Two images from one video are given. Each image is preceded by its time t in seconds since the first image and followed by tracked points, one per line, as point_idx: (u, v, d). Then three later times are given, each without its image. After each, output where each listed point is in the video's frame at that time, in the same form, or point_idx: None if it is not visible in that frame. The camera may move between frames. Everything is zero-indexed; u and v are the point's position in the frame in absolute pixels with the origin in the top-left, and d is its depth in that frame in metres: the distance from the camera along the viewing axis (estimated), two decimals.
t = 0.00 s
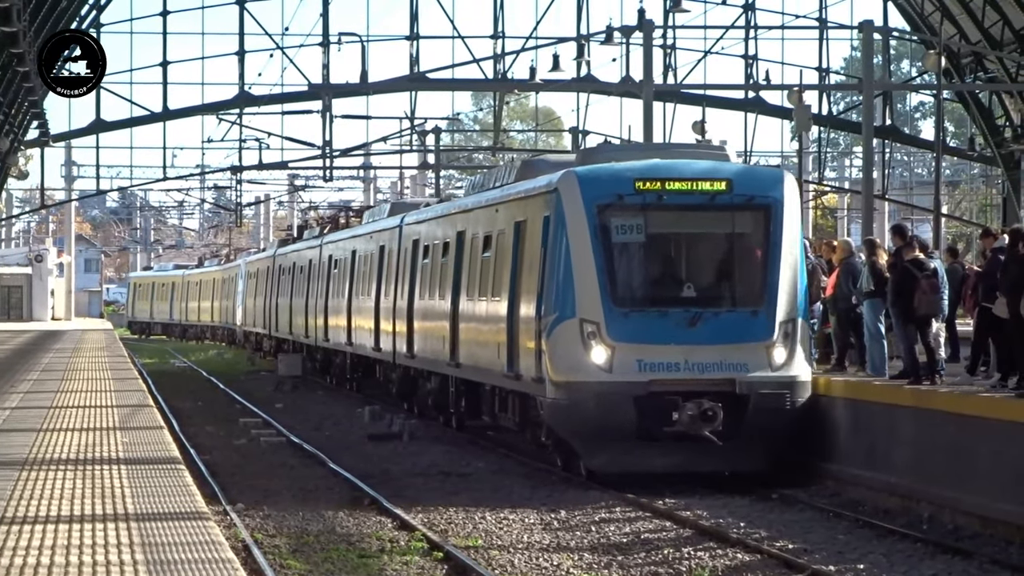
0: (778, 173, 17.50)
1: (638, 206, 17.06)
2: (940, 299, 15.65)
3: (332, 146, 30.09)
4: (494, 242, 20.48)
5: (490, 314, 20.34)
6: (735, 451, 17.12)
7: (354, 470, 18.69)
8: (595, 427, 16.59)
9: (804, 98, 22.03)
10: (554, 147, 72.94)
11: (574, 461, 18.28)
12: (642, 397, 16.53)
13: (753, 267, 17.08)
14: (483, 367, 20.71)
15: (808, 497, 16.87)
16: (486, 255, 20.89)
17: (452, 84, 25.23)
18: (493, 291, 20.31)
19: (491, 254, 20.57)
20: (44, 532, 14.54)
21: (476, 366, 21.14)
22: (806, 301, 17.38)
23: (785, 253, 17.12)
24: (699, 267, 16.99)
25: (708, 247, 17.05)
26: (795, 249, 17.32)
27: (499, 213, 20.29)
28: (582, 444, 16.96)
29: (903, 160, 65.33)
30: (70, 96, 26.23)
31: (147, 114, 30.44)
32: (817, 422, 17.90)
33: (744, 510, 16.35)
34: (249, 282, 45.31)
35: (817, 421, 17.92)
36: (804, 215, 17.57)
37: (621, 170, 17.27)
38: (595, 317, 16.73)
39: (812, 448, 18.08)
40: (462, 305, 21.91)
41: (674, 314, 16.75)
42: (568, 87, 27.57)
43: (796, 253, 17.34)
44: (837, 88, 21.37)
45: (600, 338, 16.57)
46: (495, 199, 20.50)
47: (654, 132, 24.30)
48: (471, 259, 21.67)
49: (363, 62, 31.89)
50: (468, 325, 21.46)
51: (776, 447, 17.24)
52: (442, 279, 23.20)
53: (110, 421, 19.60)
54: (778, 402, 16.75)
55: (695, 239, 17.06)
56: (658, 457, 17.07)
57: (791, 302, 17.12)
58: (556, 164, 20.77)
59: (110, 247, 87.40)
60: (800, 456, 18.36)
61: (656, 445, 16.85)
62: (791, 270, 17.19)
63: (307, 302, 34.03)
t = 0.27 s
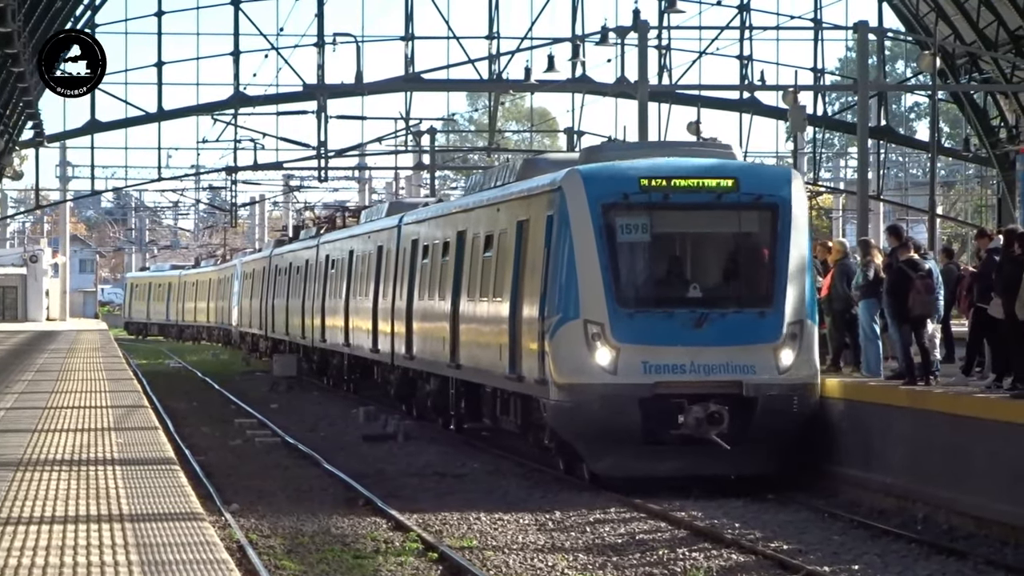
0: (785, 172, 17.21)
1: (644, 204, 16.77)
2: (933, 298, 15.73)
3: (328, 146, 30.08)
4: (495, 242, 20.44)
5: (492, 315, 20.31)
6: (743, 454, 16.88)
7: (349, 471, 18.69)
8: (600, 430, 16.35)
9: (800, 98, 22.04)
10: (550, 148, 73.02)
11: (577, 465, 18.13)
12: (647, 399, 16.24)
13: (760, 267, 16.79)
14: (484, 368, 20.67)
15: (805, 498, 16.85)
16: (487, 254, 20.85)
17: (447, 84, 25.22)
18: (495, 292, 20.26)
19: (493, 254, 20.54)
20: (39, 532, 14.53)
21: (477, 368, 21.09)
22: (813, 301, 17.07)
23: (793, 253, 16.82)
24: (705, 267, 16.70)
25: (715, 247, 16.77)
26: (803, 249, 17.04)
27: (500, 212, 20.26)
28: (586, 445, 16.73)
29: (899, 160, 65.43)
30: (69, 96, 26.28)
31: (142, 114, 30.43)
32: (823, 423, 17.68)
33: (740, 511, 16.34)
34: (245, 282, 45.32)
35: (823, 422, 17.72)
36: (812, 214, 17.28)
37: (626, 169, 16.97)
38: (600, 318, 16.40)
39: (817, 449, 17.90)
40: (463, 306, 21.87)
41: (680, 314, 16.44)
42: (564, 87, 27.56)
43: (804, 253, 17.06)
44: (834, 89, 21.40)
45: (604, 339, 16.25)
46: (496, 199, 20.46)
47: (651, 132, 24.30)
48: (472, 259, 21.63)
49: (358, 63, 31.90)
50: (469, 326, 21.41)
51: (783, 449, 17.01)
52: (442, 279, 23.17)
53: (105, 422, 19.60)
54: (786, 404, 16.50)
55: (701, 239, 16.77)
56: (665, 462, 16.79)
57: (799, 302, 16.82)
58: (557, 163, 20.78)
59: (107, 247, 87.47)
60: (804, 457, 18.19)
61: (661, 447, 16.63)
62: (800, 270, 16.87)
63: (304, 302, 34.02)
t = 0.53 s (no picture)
0: (786, 173, 17.19)
1: (643, 205, 16.74)
2: (922, 301, 15.72)
3: (317, 149, 30.06)
4: (491, 244, 20.43)
5: (487, 318, 20.32)
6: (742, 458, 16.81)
7: (339, 473, 18.68)
8: (599, 433, 16.29)
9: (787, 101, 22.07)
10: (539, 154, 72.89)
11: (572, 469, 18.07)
12: (647, 403, 16.17)
13: (762, 268, 16.75)
14: (479, 371, 20.66)
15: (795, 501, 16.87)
16: (482, 256, 20.84)
17: (436, 88, 25.22)
18: (490, 294, 20.25)
19: (488, 255, 20.54)
20: (27, 535, 14.52)
21: (472, 370, 21.07)
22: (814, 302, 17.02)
23: (794, 255, 16.79)
24: (706, 269, 16.65)
25: (716, 248, 16.73)
26: (805, 250, 17.01)
27: (496, 213, 20.25)
28: (585, 449, 16.68)
29: (885, 163, 65.31)
30: (69, 97, 26.35)
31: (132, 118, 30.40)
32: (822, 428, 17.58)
33: (730, 513, 16.35)
34: (236, 285, 45.27)
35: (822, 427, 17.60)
36: (813, 215, 17.25)
37: (625, 169, 16.95)
38: (598, 321, 16.36)
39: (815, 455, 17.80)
40: (457, 308, 21.86)
41: (680, 317, 16.38)
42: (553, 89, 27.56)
43: (806, 255, 17.01)
44: (824, 90, 21.43)
45: (603, 342, 16.20)
46: (492, 200, 20.45)
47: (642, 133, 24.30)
48: (466, 261, 21.63)
49: (348, 67, 31.89)
50: (464, 328, 21.39)
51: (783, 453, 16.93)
52: (436, 281, 23.14)
53: (95, 424, 19.61)
54: (787, 408, 16.41)
55: (700, 239, 16.73)
56: (664, 467, 16.69)
57: (800, 304, 16.77)
58: (552, 163, 20.78)
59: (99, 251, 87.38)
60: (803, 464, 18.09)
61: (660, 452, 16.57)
62: (800, 271, 16.84)
63: (296, 304, 33.99)
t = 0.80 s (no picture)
0: (758, 186, 18.82)
1: (627, 216, 18.36)
2: (869, 303, 17.57)
3: (323, 165, 31.87)
4: (486, 252, 22.21)
5: (482, 320, 22.12)
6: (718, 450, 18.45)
7: (346, 461, 20.47)
8: (588, 427, 17.89)
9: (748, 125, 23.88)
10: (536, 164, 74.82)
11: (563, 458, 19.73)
12: (630, 398, 17.83)
13: (736, 274, 18.40)
14: (475, 369, 22.42)
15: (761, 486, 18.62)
16: (478, 263, 22.61)
17: (432, 110, 27.04)
18: (486, 298, 22.02)
19: (484, 262, 22.31)
20: (66, 514, 16.32)
21: (469, 368, 22.84)
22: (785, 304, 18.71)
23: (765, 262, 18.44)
24: (684, 274, 18.32)
25: (694, 256, 18.38)
26: (775, 257, 18.67)
27: (491, 224, 22.02)
28: (575, 443, 18.26)
29: (854, 177, 67.20)
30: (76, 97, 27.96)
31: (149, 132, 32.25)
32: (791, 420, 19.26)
33: (699, 496, 18.12)
34: (250, 288, 47.11)
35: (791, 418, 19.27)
36: (783, 225, 18.89)
37: (610, 183, 18.56)
38: (586, 322, 18.02)
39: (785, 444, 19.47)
40: (455, 310, 23.63)
41: (660, 319, 18.05)
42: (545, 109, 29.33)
43: (776, 262, 18.65)
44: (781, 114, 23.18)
45: (590, 342, 17.88)
46: (487, 211, 22.23)
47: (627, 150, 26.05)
48: (464, 267, 23.41)
49: (350, 86, 33.70)
50: (461, 329, 23.18)
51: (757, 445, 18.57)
52: (435, 286, 24.93)
53: (123, 415, 21.44)
54: (758, 403, 18.07)
55: (680, 247, 18.38)
56: (648, 457, 18.33)
57: (771, 307, 18.45)
58: (543, 178, 22.58)
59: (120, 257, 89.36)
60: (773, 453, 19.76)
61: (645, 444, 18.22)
62: (772, 277, 18.50)
63: (306, 306, 35.76)
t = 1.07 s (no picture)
0: (732, 200, 20.76)
1: (614, 226, 20.31)
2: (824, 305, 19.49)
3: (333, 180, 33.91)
4: (484, 259, 24.23)
5: (480, 321, 24.17)
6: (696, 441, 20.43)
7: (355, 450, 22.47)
8: (580, 418, 19.82)
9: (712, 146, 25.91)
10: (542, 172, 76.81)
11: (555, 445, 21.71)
12: (617, 392, 19.75)
13: (713, 280, 20.32)
14: (473, 366, 24.42)
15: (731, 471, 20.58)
16: (477, 269, 24.62)
17: (431, 130, 29.06)
18: (484, 302, 24.02)
19: (482, 269, 24.31)
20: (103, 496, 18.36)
21: (468, 366, 24.83)
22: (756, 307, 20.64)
23: (739, 268, 20.37)
24: (666, 279, 20.24)
25: (674, 263, 20.31)
26: (748, 264, 20.59)
27: (488, 233, 24.02)
28: (567, 434, 20.18)
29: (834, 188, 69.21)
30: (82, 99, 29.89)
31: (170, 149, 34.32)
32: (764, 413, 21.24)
33: (673, 481, 20.10)
34: (267, 292, 49.15)
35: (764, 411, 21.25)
36: (756, 234, 20.82)
37: (598, 196, 20.50)
38: (576, 323, 19.90)
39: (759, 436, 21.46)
40: (456, 313, 25.63)
41: (645, 320, 19.94)
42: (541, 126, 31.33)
43: (749, 270, 20.59)
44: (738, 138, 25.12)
45: (580, 341, 19.75)
46: (486, 221, 24.24)
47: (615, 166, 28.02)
48: (463, 274, 25.43)
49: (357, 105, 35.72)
50: (461, 329, 25.17)
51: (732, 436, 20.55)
52: (438, 290, 26.93)
53: (152, 408, 23.50)
54: (734, 397, 20.05)
55: (661, 255, 20.30)
56: (632, 445, 20.30)
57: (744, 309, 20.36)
58: (536, 191, 24.63)
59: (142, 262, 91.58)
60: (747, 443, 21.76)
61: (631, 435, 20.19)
62: (745, 282, 20.43)
63: (318, 310, 37.77)
